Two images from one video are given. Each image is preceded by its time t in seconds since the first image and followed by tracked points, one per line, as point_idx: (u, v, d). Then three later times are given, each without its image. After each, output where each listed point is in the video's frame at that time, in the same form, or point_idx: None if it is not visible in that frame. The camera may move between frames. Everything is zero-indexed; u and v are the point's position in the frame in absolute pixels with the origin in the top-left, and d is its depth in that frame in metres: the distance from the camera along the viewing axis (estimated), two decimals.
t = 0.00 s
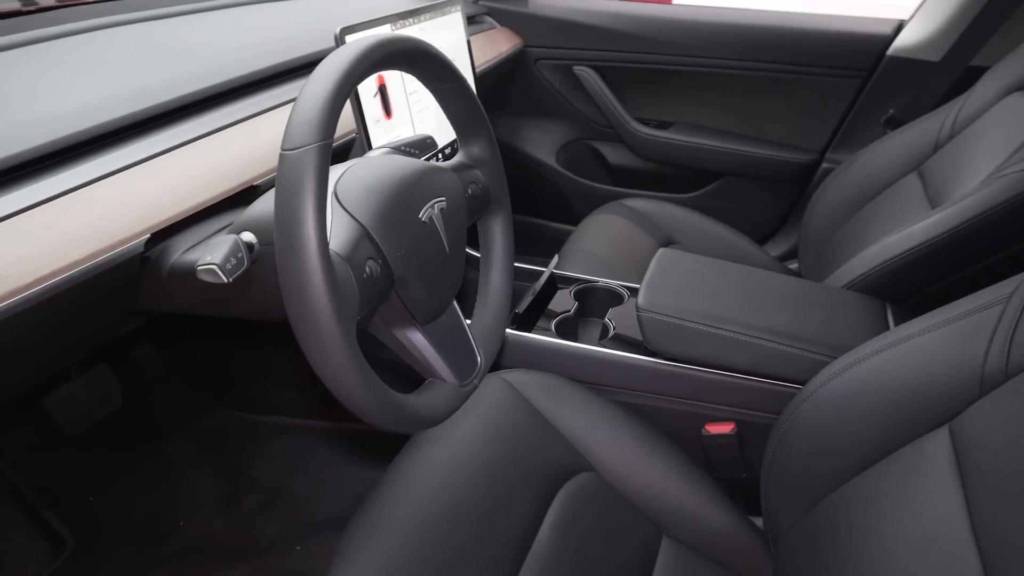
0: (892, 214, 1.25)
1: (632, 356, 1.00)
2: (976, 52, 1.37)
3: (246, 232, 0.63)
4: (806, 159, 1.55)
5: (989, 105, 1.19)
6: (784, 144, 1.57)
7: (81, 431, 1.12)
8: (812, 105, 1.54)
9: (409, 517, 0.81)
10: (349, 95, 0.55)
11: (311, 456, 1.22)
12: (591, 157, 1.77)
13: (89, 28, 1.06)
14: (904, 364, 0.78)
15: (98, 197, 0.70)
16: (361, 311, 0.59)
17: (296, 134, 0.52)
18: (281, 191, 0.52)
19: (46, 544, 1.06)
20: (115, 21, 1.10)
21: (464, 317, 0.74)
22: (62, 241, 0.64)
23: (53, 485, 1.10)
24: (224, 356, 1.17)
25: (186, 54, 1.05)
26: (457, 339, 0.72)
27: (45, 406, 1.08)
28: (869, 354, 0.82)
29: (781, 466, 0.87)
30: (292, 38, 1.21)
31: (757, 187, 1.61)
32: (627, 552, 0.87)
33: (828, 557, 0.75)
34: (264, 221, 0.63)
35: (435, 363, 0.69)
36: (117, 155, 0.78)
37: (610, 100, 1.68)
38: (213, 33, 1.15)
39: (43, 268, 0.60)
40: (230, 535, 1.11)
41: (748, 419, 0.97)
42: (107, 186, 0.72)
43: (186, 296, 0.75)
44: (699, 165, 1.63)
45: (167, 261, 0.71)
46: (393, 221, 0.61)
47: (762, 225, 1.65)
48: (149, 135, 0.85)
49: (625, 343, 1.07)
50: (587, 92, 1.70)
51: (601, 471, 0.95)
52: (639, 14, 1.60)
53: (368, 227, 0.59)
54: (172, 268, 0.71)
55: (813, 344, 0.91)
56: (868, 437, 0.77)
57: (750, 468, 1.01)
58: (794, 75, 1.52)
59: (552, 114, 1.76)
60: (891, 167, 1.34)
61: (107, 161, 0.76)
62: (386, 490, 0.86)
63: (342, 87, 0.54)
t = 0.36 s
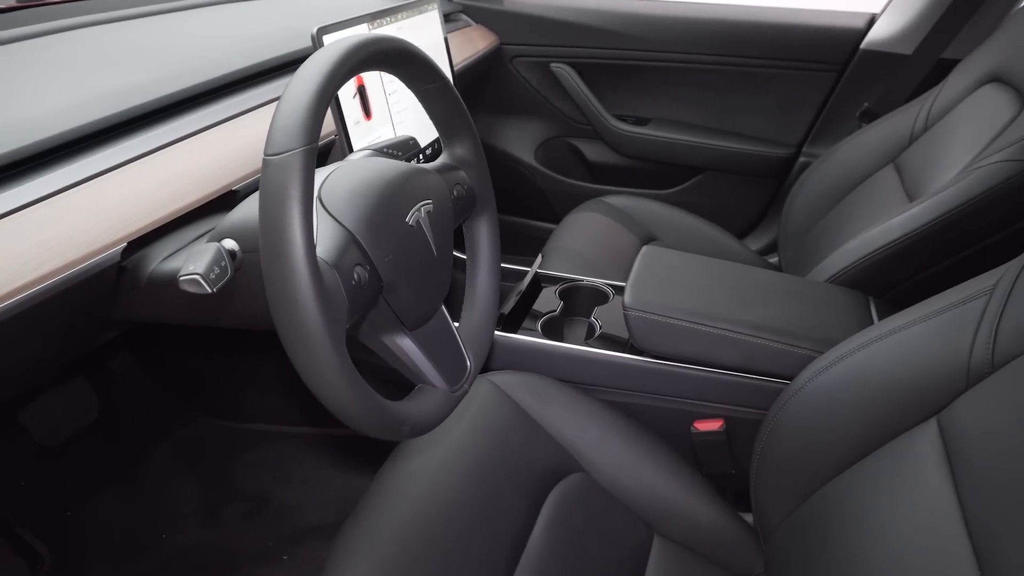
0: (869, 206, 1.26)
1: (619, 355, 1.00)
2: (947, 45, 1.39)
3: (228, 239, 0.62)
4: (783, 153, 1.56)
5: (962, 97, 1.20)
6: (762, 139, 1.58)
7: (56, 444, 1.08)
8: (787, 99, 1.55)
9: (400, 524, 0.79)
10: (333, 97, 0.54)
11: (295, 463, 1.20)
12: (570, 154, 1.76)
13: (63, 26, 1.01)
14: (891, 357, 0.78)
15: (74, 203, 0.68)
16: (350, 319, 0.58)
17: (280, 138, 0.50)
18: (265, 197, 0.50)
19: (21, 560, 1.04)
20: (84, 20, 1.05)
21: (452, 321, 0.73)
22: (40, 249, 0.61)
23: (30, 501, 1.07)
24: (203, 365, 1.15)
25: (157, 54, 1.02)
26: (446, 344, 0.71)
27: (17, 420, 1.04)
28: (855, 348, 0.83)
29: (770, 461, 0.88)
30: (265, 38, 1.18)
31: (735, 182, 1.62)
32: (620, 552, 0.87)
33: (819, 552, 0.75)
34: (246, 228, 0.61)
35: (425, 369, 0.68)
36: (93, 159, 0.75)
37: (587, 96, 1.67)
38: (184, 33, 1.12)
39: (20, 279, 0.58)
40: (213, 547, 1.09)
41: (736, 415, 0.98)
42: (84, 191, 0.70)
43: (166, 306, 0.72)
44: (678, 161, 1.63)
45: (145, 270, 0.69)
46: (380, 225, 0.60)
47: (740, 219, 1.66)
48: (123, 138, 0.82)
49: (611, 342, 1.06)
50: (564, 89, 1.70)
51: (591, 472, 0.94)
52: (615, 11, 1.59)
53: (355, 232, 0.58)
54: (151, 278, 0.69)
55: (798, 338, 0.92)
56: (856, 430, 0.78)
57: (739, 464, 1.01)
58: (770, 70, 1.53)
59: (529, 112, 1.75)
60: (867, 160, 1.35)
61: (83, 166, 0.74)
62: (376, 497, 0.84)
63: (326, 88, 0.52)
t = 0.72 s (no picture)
0: (857, 205, 1.27)
1: (611, 355, 0.99)
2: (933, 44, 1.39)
3: (214, 242, 0.60)
4: (771, 151, 1.57)
5: (948, 95, 1.21)
6: (749, 137, 1.59)
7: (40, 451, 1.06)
8: (774, 98, 1.55)
9: (392, 529, 0.78)
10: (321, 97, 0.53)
11: (284, 468, 1.19)
12: (557, 153, 1.76)
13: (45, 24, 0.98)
14: (883, 355, 0.78)
15: (54, 205, 0.66)
16: (341, 322, 0.56)
17: (267, 139, 0.49)
18: (253, 199, 0.49)
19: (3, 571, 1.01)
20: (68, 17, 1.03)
21: (443, 323, 0.72)
22: (21, 253, 0.60)
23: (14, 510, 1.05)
24: (188, 372, 1.13)
25: (140, 54, 1.00)
26: (437, 346, 0.70)
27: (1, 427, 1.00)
28: (847, 346, 0.83)
29: (764, 460, 0.87)
30: (249, 37, 1.16)
31: (724, 180, 1.62)
32: (615, 553, 0.86)
33: (814, 550, 0.75)
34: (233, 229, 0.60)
35: (417, 372, 0.67)
36: (71, 161, 0.73)
37: (575, 95, 1.67)
38: (166, 32, 1.10)
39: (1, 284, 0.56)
40: (201, 554, 1.07)
41: (730, 414, 0.97)
42: (63, 194, 0.68)
43: (151, 310, 0.71)
44: (666, 159, 1.63)
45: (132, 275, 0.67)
46: (370, 227, 0.59)
47: (728, 217, 1.66)
48: (105, 140, 0.80)
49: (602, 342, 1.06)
50: (552, 89, 1.69)
51: (584, 473, 0.93)
52: (602, 10, 1.59)
53: (344, 234, 0.57)
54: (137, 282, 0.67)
55: (790, 337, 0.92)
56: (850, 428, 0.78)
57: (732, 463, 1.01)
58: (757, 68, 1.53)
59: (517, 111, 1.74)
60: (855, 159, 1.35)
61: (63, 168, 0.72)
62: (367, 502, 0.83)
63: (314, 87, 0.51)
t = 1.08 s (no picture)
0: (862, 196, 1.26)
1: (614, 347, 0.98)
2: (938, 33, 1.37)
3: (215, 233, 0.60)
4: (774, 142, 1.55)
5: (954, 84, 1.20)
6: (753, 128, 1.57)
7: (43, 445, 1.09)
8: (777, 88, 1.54)
9: (394, 522, 0.78)
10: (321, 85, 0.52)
11: (286, 461, 1.18)
12: (559, 145, 1.74)
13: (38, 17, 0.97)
14: (889, 346, 0.77)
15: (53, 198, 0.66)
16: (342, 314, 0.56)
17: (267, 129, 0.48)
18: (253, 189, 0.48)
19: (7, 564, 1.01)
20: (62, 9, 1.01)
21: (446, 315, 0.71)
22: (20, 246, 0.59)
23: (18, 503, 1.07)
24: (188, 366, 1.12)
25: (140, 45, 0.99)
26: (440, 338, 0.69)
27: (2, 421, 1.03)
28: (852, 337, 0.82)
29: (769, 452, 0.87)
30: (249, 27, 1.15)
31: (727, 171, 1.61)
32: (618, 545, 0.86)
33: (820, 542, 0.75)
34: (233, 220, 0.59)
35: (419, 364, 0.67)
36: (70, 154, 0.73)
37: (577, 86, 1.65)
38: (165, 22, 1.09)
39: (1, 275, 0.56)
40: (203, 547, 1.07)
41: (733, 406, 0.97)
42: (61, 186, 0.68)
43: (152, 302, 0.70)
44: (669, 150, 1.62)
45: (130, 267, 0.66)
46: (371, 217, 0.58)
47: (732, 209, 1.65)
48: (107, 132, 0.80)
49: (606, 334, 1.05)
50: (554, 79, 1.68)
51: (587, 466, 0.93)
52: None
53: (345, 225, 0.56)
54: (136, 275, 0.66)
55: (795, 328, 0.91)
56: (855, 420, 0.77)
57: (735, 455, 1.00)
58: (760, 58, 1.52)
59: (519, 103, 1.73)
60: (859, 149, 1.34)
61: (61, 161, 0.71)
62: (369, 496, 0.83)
63: (314, 76, 0.51)
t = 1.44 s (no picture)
0: (870, 201, 1.25)
1: (618, 350, 0.99)
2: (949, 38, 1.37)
3: (222, 235, 0.60)
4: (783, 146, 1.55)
5: (964, 89, 1.19)
6: (762, 132, 1.57)
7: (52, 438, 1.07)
8: (787, 92, 1.53)
9: (396, 523, 0.78)
10: (327, 89, 0.52)
11: (291, 459, 1.19)
12: (567, 147, 1.75)
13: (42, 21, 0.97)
14: (894, 354, 0.77)
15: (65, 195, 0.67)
16: (346, 316, 0.56)
17: (273, 132, 0.49)
18: (258, 192, 0.49)
19: (18, 557, 1.03)
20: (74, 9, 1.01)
21: (450, 317, 0.72)
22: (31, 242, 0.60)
23: (28, 496, 1.07)
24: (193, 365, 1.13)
25: (151, 46, 1.00)
26: (443, 341, 0.70)
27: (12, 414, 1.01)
28: (856, 344, 0.82)
29: (772, 457, 0.87)
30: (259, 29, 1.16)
31: (736, 175, 1.61)
32: (620, 548, 0.86)
33: (822, 548, 0.74)
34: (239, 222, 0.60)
35: (422, 366, 0.67)
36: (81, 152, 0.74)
37: (586, 89, 1.65)
38: (176, 23, 1.10)
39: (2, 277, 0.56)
40: (208, 544, 1.08)
41: (736, 411, 0.97)
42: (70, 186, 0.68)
43: (160, 302, 0.71)
44: (677, 153, 1.62)
45: (139, 266, 0.67)
46: (376, 221, 0.58)
47: (740, 213, 1.65)
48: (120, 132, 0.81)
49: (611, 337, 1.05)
50: (562, 81, 1.68)
51: (590, 469, 0.93)
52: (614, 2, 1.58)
53: (350, 228, 0.57)
54: (144, 275, 0.67)
55: (800, 334, 0.91)
56: (858, 428, 0.77)
57: (738, 460, 1.00)
58: (770, 62, 1.52)
59: (527, 105, 1.73)
60: (868, 154, 1.34)
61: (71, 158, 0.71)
62: (372, 496, 0.83)
63: (320, 80, 0.51)
